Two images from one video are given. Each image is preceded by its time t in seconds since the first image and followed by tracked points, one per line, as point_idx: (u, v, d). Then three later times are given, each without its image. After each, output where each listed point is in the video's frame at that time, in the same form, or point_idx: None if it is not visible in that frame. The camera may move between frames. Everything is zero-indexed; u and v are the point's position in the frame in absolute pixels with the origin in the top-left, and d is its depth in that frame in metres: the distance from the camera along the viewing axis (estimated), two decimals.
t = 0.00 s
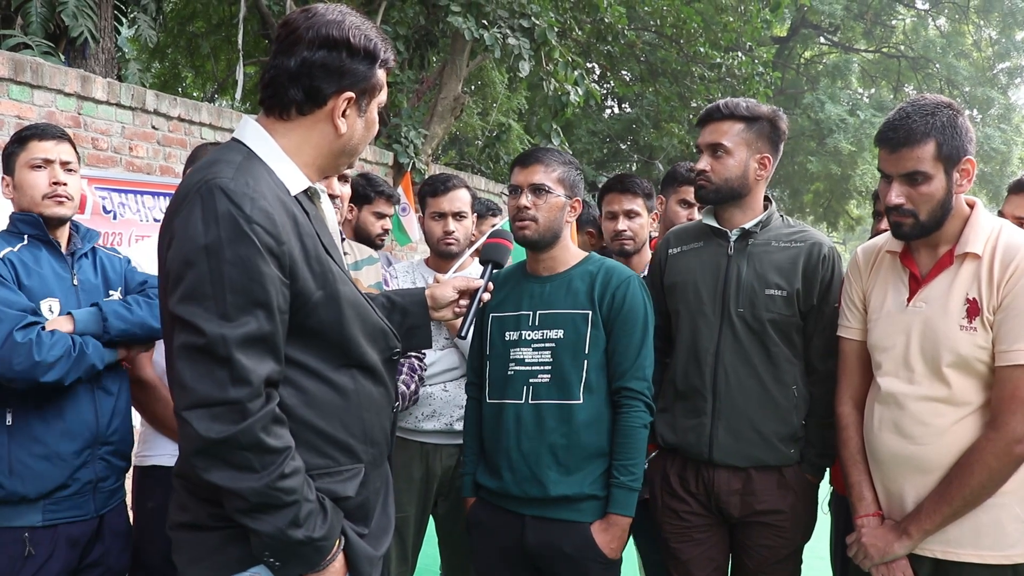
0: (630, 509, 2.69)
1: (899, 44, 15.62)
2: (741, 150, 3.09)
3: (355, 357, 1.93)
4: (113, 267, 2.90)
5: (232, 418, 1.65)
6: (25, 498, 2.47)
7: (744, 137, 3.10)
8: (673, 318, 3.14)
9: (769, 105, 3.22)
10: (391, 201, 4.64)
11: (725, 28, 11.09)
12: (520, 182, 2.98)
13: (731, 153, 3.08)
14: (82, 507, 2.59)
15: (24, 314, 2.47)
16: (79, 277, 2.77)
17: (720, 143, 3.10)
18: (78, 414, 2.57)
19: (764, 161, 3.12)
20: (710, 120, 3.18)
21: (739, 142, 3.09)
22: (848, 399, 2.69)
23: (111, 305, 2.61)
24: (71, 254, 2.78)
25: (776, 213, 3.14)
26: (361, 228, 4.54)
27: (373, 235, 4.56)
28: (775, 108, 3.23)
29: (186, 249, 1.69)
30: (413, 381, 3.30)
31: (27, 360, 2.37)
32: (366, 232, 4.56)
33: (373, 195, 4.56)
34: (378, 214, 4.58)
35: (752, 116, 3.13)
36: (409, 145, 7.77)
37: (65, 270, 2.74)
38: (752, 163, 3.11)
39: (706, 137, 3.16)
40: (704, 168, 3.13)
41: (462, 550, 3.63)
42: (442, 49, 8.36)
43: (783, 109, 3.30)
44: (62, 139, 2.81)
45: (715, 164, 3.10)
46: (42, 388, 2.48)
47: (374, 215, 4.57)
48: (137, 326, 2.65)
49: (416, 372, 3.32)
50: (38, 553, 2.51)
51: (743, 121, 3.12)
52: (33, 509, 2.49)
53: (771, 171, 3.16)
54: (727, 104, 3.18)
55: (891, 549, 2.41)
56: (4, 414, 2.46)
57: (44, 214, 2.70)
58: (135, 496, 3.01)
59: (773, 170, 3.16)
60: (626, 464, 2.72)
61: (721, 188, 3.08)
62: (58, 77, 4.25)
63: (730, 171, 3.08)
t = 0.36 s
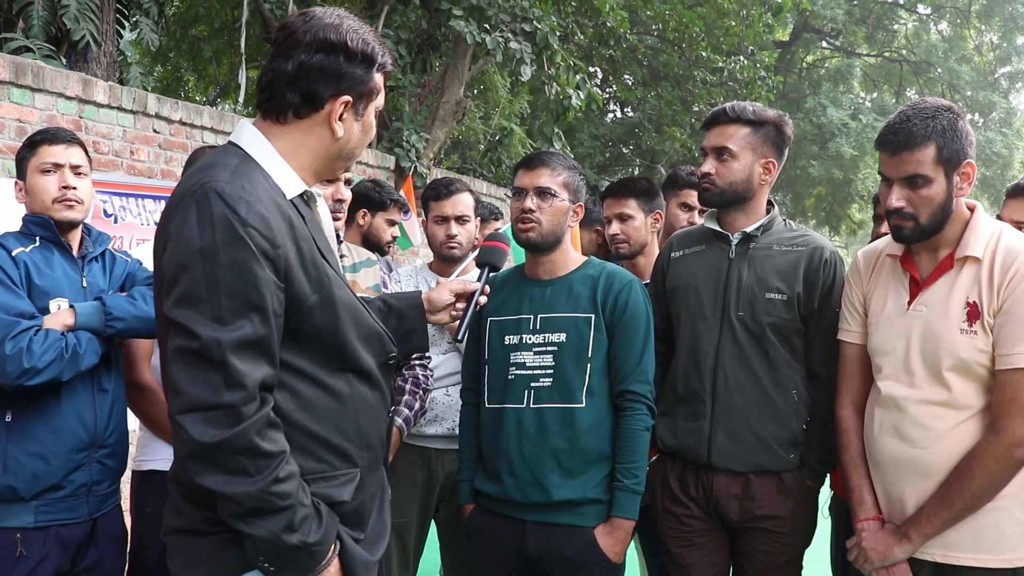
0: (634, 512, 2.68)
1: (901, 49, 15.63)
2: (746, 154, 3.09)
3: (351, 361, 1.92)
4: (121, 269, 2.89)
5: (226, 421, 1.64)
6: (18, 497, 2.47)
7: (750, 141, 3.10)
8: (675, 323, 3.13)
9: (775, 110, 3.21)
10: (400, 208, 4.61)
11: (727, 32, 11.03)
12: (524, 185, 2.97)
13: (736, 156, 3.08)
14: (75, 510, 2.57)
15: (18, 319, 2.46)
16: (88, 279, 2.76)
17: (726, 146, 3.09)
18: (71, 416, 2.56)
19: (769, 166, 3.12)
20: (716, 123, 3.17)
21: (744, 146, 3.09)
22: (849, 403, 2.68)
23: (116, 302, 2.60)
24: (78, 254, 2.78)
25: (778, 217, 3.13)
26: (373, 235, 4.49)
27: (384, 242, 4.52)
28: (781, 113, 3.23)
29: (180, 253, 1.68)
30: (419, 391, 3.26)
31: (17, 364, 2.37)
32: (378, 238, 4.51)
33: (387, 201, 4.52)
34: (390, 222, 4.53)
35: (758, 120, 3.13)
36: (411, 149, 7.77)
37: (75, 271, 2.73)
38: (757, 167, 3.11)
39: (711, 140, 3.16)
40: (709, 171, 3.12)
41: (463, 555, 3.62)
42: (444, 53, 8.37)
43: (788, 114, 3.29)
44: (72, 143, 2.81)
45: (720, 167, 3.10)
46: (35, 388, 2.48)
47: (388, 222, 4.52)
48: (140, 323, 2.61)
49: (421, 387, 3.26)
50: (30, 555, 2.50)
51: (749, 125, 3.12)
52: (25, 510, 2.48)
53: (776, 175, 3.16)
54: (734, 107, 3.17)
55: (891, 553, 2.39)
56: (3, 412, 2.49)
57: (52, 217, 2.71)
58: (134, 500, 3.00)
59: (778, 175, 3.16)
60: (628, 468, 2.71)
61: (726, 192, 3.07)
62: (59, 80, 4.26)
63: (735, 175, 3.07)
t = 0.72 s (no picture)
0: (630, 520, 2.69)
1: (882, 56, 15.79)
2: (727, 160, 3.09)
3: (326, 370, 1.89)
4: (91, 280, 2.88)
5: (199, 432, 1.61)
6: None
7: (730, 147, 3.11)
8: (653, 329, 3.12)
9: (752, 117, 3.22)
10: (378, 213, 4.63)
11: (709, 40, 11.18)
12: (507, 195, 2.95)
13: (716, 162, 3.08)
14: (52, 526, 2.53)
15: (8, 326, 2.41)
16: (59, 291, 2.74)
17: (705, 151, 3.09)
18: (51, 431, 2.52)
19: (748, 172, 3.14)
20: (695, 129, 3.17)
21: (724, 151, 3.10)
22: (831, 408, 2.68)
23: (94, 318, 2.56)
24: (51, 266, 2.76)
25: (755, 223, 3.14)
26: (353, 241, 4.48)
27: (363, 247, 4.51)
28: (759, 120, 3.24)
29: (150, 262, 1.66)
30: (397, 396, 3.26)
31: (14, 369, 2.34)
32: (357, 244, 4.50)
33: (364, 207, 4.54)
34: (369, 227, 4.55)
35: (738, 126, 3.14)
36: (394, 158, 7.76)
37: (45, 283, 2.70)
38: (736, 173, 3.12)
39: (690, 146, 3.16)
40: (690, 176, 3.10)
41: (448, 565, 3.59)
42: (427, 62, 8.37)
43: (767, 123, 3.30)
44: (40, 153, 2.75)
45: (700, 172, 3.09)
46: (27, 401, 2.45)
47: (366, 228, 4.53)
48: (116, 339, 2.58)
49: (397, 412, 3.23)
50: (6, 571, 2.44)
51: (729, 131, 3.13)
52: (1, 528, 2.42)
53: (755, 181, 3.18)
54: (713, 113, 3.17)
55: (874, 557, 2.39)
56: None
57: (23, 230, 2.67)
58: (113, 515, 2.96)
59: (756, 181, 3.18)
60: (622, 476, 2.71)
61: (706, 197, 3.07)
62: (38, 91, 4.21)
63: (715, 180, 3.07)
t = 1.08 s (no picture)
0: (628, 519, 2.67)
1: (888, 52, 15.75)
2: (726, 153, 3.08)
3: (327, 364, 1.89)
4: (71, 277, 2.83)
5: (198, 424, 1.61)
6: None
7: (729, 140, 3.10)
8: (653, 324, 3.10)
9: (750, 110, 3.21)
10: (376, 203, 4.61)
11: (714, 36, 11.09)
12: (509, 188, 2.96)
13: (716, 154, 3.07)
14: (47, 527, 2.53)
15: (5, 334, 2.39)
16: (40, 286, 2.69)
17: (704, 144, 3.08)
18: (43, 434, 2.51)
19: (748, 165, 3.13)
20: (694, 122, 3.16)
21: (723, 144, 3.08)
22: (833, 403, 2.66)
23: (89, 334, 2.58)
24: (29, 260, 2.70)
25: (756, 218, 3.15)
26: (353, 233, 4.48)
27: (364, 239, 4.51)
28: (756, 112, 3.22)
29: (149, 253, 1.66)
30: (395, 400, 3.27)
31: (12, 382, 2.33)
32: (357, 235, 4.50)
33: (361, 199, 4.52)
34: (368, 218, 4.54)
35: (736, 119, 3.13)
36: (398, 153, 7.72)
37: (25, 278, 2.65)
38: (736, 166, 3.11)
39: (689, 140, 3.15)
40: (690, 170, 3.10)
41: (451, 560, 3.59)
42: (431, 57, 8.35)
43: (765, 118, 3.29)
44: (15, 143, 2.70)
45: (700, 166, 3.08)
46: (14, 415, 2.44)
47: (365, 219, 4.52)
48: (109, 356, 2.61)
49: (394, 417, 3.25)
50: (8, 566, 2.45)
51: (727, 124, 3.12)
52: None
53: (754, 173, 3.17)
54: (711, 107, 3.16)
55: (876, 553, 2.38)
56: None
57: None
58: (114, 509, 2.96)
59: (756, 173, 3.18)
60: (621, 473, 2.69)
61: (707, 190, 3.06)
62: (41, 86, 4.21)
63: (716, 173, 3.07)
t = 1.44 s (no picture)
0: (620, 514, 2.63)
1: (894, 46, 15.69)
2: (726, 146, 3.08)
3: (331, 357, 1.90)
4: (51, 271, 2.73)
5: (203, 416, 1.62)
6: None
7: (729, 134, 3.09)
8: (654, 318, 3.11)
9: (750, 103, 3.21)
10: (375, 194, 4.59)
11: (719, 30, 11.18)
12: (512, 183, 2.96)
13: (716, 148, 3.07)
14: (34, 529, 2.48)
15: None
16: (22, 283, 2.59)
17: (705, 138, 3.08)
18: (31, 438, 2.45)
19: (749, 158, 3.12)
20: (694, 116, 3.16)
21: (724, 138, 3.08)
22: (836, 398, 2.67)
23: (77, 338, 2.50)
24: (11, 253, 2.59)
25: (756, 212, 3.15)
26: (355, 224, 4.51)
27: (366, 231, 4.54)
28: (757, 106, 3.22)
29: (156, 246, 1.67)
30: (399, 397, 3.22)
31: None
32: (360, 227, 4.53)
33: (361, 191, 4.50)
34: (369, 210, 4.54)
35: (737, 112, 3.12)
36: (402, 147, 7.74)
37: (8, 276, 2.55)
38: (737, 159, 3.11)
39: (689, 133, 3.15)
40: (690, 164, 3.10)
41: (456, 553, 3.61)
42: (436, 52, 8.36)
43: (766, 112, 3.29)
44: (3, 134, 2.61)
45: (700, 159, 3.08)
46: None
47: (366, 210, 4.53)
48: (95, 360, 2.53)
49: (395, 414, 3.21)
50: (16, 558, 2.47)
51: (728, 117, 3.11)
52: None
53: (755, 167, 3.17)
54: (711, 100, 3.16)
55: (878, 548, 2.38)
56: None
57: None
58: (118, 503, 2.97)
59: (757, 167, 3.17)
60: (615, 469, 2.67)
61: (707, 183, 3.06)
62: (45, 80, 4.23)
63: (716, 166, 3.07)
